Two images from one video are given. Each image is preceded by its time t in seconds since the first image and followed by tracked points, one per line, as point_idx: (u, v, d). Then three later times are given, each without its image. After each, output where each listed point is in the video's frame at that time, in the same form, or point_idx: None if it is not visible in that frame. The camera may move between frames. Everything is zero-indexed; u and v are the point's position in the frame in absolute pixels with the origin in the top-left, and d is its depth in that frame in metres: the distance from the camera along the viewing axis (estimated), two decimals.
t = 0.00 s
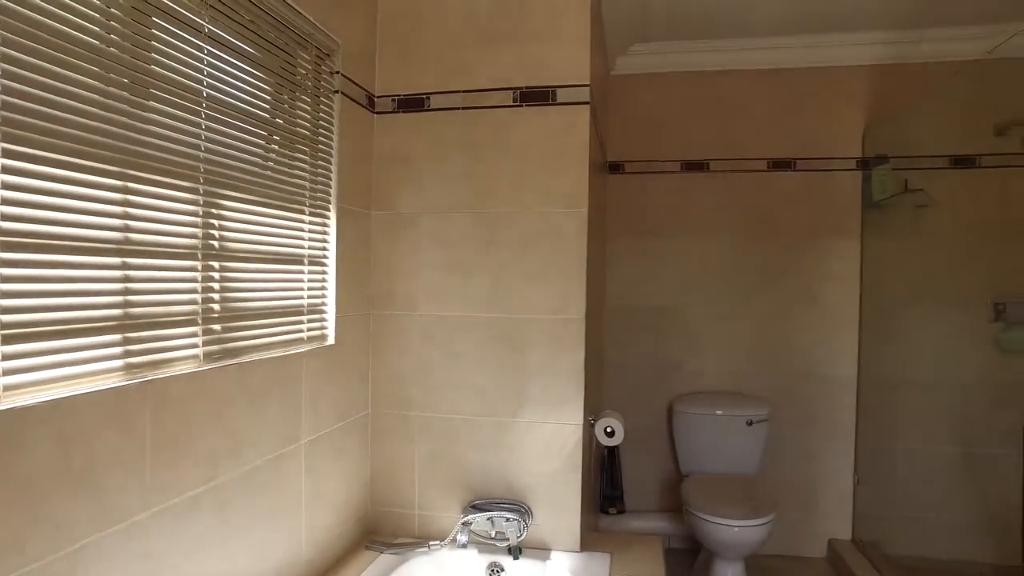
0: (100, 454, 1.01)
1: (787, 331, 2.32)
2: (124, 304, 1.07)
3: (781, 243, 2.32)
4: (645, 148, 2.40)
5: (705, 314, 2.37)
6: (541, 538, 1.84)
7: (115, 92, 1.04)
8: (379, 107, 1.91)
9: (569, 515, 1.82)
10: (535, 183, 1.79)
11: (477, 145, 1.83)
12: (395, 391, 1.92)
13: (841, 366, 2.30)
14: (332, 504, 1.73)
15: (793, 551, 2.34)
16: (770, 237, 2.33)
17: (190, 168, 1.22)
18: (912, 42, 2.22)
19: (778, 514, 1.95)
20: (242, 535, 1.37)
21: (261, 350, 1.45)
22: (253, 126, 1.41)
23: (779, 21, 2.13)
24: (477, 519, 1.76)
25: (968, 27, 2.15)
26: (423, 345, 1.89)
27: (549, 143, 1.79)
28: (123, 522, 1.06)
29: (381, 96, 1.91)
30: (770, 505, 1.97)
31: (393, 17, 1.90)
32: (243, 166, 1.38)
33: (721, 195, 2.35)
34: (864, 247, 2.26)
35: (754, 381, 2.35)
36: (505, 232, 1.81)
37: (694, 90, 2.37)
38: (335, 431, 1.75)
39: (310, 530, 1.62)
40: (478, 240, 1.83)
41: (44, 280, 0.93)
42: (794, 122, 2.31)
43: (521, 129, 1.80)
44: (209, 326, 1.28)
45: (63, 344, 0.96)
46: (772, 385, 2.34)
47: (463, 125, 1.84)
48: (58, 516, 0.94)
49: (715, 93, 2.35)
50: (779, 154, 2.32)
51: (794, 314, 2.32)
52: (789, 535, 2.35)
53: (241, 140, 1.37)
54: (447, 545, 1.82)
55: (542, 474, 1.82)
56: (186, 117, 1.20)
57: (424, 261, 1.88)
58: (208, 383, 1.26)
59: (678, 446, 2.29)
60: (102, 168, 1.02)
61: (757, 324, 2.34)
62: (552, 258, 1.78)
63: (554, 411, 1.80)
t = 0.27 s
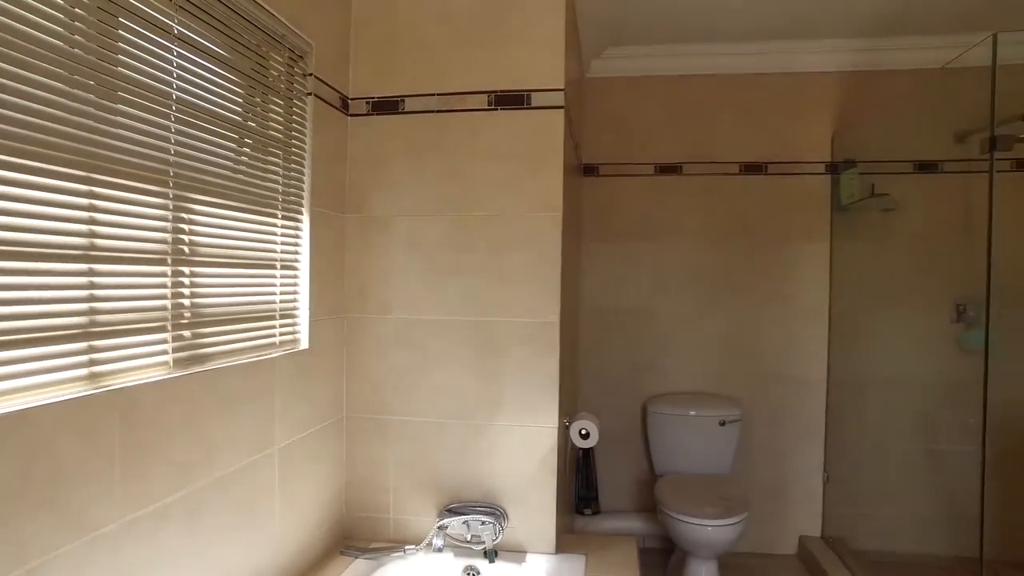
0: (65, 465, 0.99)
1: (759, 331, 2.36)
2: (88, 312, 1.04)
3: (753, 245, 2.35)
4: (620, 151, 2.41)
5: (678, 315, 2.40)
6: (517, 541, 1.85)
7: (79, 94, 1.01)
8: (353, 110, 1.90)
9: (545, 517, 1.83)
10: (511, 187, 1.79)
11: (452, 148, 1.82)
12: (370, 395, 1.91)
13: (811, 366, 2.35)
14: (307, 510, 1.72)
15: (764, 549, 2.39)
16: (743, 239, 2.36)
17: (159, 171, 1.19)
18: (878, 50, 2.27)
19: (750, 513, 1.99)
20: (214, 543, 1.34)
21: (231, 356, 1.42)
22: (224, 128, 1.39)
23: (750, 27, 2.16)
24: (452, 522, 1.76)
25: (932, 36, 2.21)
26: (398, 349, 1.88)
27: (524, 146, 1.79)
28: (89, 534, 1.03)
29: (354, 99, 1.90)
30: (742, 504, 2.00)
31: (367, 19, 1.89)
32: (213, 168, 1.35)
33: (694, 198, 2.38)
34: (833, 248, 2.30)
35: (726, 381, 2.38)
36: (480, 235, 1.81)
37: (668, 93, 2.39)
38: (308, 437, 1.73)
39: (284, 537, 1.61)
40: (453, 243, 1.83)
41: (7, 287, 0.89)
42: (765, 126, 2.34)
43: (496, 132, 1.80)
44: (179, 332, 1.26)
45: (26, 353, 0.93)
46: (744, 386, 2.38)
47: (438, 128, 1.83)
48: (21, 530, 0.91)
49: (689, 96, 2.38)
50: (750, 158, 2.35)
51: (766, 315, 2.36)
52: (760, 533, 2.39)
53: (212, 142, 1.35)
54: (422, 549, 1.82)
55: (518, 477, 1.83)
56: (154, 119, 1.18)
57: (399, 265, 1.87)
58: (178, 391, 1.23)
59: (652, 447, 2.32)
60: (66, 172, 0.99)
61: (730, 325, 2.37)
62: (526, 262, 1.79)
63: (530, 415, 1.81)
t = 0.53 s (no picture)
0: (30, 477, 0.96)
1: (731, 333, 2.40)
2: (54, 318, 1.01)
3: (726, 248, 2.39)
4: (595, 154, 2.43)
5: (652, 316, 2.42)
6: (493, 543, 1.86)
7: (44, 96, 0.98)
8: (327, 112, 1.88)
9: (520, 519, 1.84)
10: (485, 190, 1.80)
11: (427, 151, 1.82)
12: (344, 399, 1.90)
13: (782, 367, 2.39)
14: (280, 516, 1.71)
15: (736, 547, 2.43)
16: (716, 241, 2.39)
17: (128, 175, 1.17)
18: (847, 57, 2.32)
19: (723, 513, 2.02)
20: (186, 552, 1.33)
21: (202, 361, 1.40)
22: (195, 131, 1.36)
23: (723, 33, 2.19)
24: (428, 526, 1.77)
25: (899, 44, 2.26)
26: (373, 353, 1.88)
27: (499, 150, 1.79)
28: (56, 546, 1.01)
29: (329, 101, 1.89)
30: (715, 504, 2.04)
31: (341, 21, 1.88)
32: (183, 171, 1.33)
33: (668, 201, 2.40)
34: (804, 252, 2.36)
35: (700, 381, 2.42)
36: (455, 239, 1.81)
37: (643, 97, 2.41)
38: (282, 442, 1.72)
39: (257, 544, 1.59)
40: (428, 247, 1.83)
41: None
42: (738, 130, 2.37)
43: (471, 135, 1.80)
44: (149, 340, 1.24)
45: None
46: (717, 386, 2.41)
47: (412, 132, 1.83)
48: None
49: (663, 100, 2.40)
50: (723, 161, 2.38)
51: (738, 316, 2.39)
52: (732, 531, 2.43)
53: (182, 145, 1.32)
54: (397, 553, 1.82)
55: (493, 480, 1.84)
56: (122, 122, 1.15)
57: (373, 268, 1.86)
58: (148, 399, 1.21)
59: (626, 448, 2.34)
60: (30, 176, 0.96)
61: (703, 326, 2.41)
62: (501, 266, 1.79)
63: (505, 418, 1.82)
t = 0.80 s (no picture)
0: None
1: (704, 332, 2.43)
2: (17, 320, 0.98)
3: (699, 249, 2.42)
4: (570, 155, 2.43)
5: (627, 317, 2.44)
6: (468, 544, 1.87)
7: (6, 96, 0.96)
8: (300, 113, 1.87)
9: (494, 520, 1.86)
10: (459, 192, 1.80)
11: (401, 152, 1.82)
12: (318, 402, 1.89)
13: (753, 366, 2.43)
14: (253, 520, 1.69)
15: (709, 544, 2.46)
16: (689, 242, 2.42)
17: (94, 175, 1.14)
18: (815, 62, 2.36)
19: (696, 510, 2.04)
20: (157, 557, 1.31)
21: (172, 364, 1.38)
22: (164, 131, 1.34)
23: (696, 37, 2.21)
24: (402, 528, 1.77)
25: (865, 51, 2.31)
26: (346, 354, 1.87)
27: (473, 151, 1.79)
28: (22, 552, 0.98)
29: (302, 101, 1.87)
30: (688, 502, 2.06)
31: (314, 21, 1.87)
32: (152, 171, 1.31)
33: (642, 202, 2.42)
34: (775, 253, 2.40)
35: (673, 381, 2.45)
36: (429, 241, 1.81)
37: (618, 99, 2.43)
38: (255, 445, 1.70)
39: (229, 548, 1.57)
40: (401, 249, 1.83)
41: None
42: (710, 133, 2.41)
43: (445, 137, 1.80)
44: (116, 341, 1.21)
45: None
46: (690, 386, 2.44)
47: (386, 132, 1.82)
48: None
49: (638, 103, 2.43)
50: (696, 163, 2.41)
51: (711, 316, 2.43)
52: (704, 529, 2.46)
53: (151, 145, 1.30)
54: (372, 555, 1.82)
55: (468, 481, 1.85)
56: (88, 121, 1.13)
57: (347, 270, 1.86)
58: (115, 402, 1.19)
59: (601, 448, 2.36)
60: None
61: (677, 326, 2.44)
62: (475, 267, 1.80)
63: (479, 419, 1.83)
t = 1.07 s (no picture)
0: None
1: (679, 332, 2.46)
2: None
3: (673, 249, 2.45)
4: (545, 155, 2.44)
5: (602, 316, 2.46)
6: (443, 543, 1.87)
7: None
8: (273, 111, 1.85)
9: (470, 519, 1.86)
10: (434, 192, 1.80)
11: (375, 152, 1.81)
12: (292, 403, 1.88)
13: (726, 365, 2.47)
14: (225, 523, 1.67)
15: (683, 541, 2.49)
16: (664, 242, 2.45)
17: (58, 174, 1.11)
18: (786, 66, 2.40)
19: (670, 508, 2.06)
20: (127, 561, 1.29)
21: (142, 367, 1.36)
22: (133, 128, 1.31)
23: (671, 41, 2.23)
24: (377, 529, 1.77)
25: (833, 55, 2.36)
26: (320, 355, 1.86)
27: (448, 152, 1.79)
28: None
29: (275, 100, 1.85)
30: (662, 500, 2.08)
31: (286, 19, 1.85)
32: (121, 170, 1.28)
33: (618, 203, 2.44)
34: (747, 254, 2.44)
35: (648, 380, 2.47)
36: (403, 241, 1.81)
37: (593, 100, 2.43)
38: (227, 446, 1.68)
39: (200, 551, 1.55)
40: (376, 249, 1.82)
41: None
42: (685, 134, 2.43)
43: (420, 137, 1.80)
44: (82, 329, 1.18)
45: None
46: (664, 385, 2.47)
47: (360, 132, 1.82)
48: None
49: (613, 103, 2.43)
50: (670, 164, 2.43)
51: (685, 316, 2.46)
52: (678, 526, 2.49)
53: (119, 143, 1.27)
54: (347, 557, 1.81)
55: (443, 481, 1.85)
56: (53, 119, 1.10)
57: (320, 270, 1.85)
58: (83, 404, 1.17)
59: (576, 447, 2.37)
60: None
61: (652, 326, 2.46)
62: (450, 268, 1.80)
63: (454, 419, 1.84)
